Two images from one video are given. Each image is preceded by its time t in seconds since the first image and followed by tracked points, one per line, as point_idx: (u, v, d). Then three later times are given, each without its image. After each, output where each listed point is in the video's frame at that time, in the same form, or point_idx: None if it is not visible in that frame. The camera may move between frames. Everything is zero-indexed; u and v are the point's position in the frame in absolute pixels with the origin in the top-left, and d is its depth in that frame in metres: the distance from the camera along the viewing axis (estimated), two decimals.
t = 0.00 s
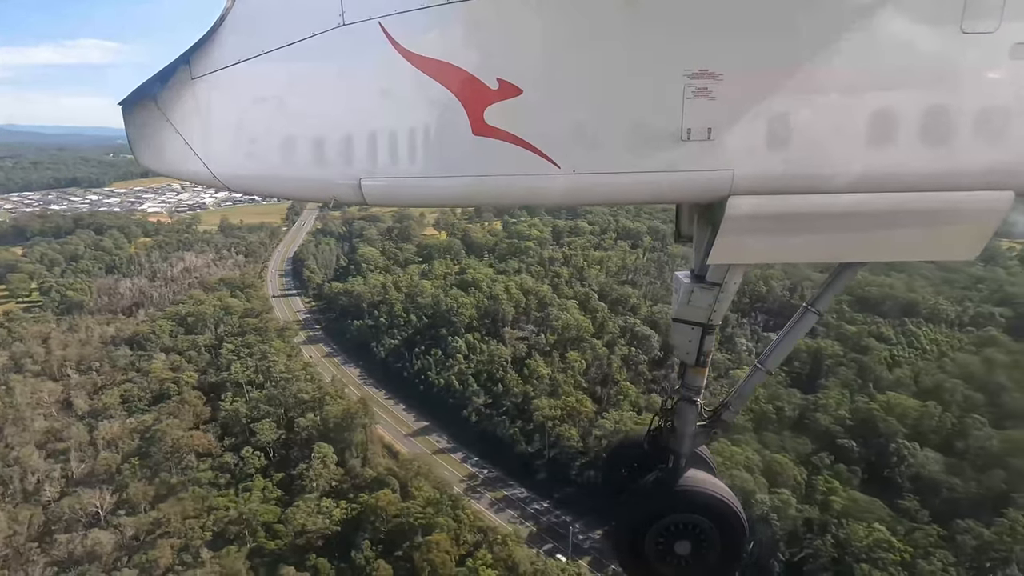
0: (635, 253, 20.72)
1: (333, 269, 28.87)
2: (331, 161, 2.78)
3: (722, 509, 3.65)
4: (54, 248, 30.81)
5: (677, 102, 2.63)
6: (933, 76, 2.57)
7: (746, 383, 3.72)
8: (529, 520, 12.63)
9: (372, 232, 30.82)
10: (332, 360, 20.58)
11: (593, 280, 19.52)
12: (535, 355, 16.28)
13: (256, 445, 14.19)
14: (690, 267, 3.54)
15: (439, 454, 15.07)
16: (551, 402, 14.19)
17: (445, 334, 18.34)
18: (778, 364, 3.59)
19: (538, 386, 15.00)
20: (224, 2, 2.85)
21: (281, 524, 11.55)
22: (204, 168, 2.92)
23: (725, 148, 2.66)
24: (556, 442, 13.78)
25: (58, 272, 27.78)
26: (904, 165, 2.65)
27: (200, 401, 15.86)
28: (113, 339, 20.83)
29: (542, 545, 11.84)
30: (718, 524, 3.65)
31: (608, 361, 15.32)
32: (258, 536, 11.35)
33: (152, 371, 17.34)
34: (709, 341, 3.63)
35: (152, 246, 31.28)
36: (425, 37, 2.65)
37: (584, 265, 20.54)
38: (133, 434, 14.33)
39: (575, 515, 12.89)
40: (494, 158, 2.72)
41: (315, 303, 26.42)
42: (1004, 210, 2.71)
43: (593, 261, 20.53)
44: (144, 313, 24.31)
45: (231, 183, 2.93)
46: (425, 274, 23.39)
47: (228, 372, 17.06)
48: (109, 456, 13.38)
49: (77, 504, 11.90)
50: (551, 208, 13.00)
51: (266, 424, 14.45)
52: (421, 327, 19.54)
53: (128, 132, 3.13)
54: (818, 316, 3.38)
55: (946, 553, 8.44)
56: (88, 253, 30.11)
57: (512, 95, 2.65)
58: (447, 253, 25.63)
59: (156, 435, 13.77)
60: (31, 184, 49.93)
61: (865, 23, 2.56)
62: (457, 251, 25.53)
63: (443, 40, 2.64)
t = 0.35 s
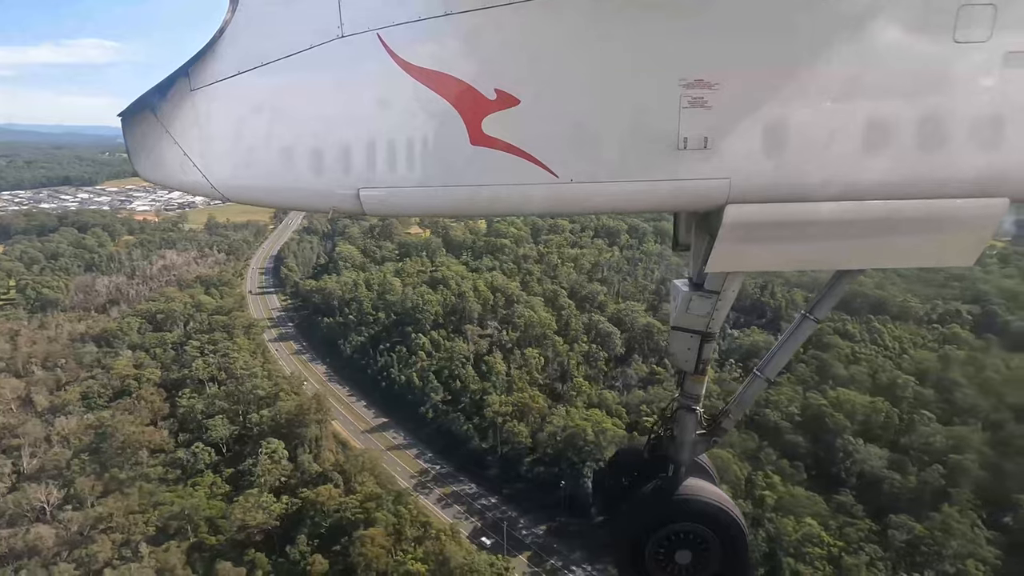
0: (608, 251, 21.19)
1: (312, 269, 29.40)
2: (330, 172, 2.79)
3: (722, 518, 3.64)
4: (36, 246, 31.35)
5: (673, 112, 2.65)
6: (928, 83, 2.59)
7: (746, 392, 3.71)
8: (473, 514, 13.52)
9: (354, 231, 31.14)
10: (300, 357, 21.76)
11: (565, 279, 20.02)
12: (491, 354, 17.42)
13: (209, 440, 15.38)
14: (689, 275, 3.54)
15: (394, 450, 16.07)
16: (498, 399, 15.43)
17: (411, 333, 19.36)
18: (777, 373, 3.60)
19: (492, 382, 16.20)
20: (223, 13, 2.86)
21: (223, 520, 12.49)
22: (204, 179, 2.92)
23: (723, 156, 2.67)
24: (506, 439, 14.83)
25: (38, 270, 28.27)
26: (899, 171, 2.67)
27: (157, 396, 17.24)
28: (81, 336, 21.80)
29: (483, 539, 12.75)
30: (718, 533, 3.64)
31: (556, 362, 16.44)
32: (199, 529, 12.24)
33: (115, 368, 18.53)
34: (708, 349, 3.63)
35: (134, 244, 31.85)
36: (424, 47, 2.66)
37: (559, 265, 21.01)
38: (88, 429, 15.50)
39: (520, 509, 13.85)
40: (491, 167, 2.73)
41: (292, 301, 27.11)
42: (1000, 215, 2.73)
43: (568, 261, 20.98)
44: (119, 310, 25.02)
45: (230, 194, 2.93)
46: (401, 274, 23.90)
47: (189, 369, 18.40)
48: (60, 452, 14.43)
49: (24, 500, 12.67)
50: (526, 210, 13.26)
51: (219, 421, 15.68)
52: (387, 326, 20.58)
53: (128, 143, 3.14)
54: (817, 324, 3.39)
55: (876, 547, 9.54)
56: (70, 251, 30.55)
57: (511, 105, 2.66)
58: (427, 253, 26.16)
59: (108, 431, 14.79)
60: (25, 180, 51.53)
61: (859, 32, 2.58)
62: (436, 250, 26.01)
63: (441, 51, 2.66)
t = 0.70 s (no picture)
0: (584, 254, 21.50)
1: (290, 269, 29.64)
2: (329, 177, 2.79)
3: (721, 523, 3.63)
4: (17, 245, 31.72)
5: (672, 118, 2.65)
6: (925, 90, 2.60)
7: (745, 397, 3.70)
8: (420, 512, 13.51)
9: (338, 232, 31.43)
10: (267, 354, 21.79)
11: (539, 279, 20.27)
12: (449, 352, 17.56)
13: (160, 437, 15.82)
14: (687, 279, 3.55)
15: (349, 447, 16.00)
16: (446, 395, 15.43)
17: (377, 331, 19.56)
18: (776, 377, 3.59)
19: (449, 380, 16.07)
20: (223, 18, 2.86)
21: (165, 517, 12.60)
22: (202, 183, 2.92)
23: (722, 162, 2.68)
24: (458, 436, 14.69)
25: (16, 267, 28.39)
26: (896, 177, 2.68)
27: (115, 393, 17.72)
28: (48, 334, 22.29)
29: (427, 536, 12.76)
30: (717, 539, 3.62)
31: (509, 360, 16.52)
32: (141, 526, 12.36)
33: (77, 366, 19.01)
34: (707, 354, 3.63)
35: (117, 245, 32.41)
36: (424, 52, 2.67)
37: (535, 266, 21.27)
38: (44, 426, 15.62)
39: (468, 507, 13.87)
40: (490, 171, 2.73)
41: (267, 300, 27.39)
42: (997, 221, 2.74)
43: (544, 263, 21.25)
44: (92, 311, 25.54)
45: (229, 198, 2.93)
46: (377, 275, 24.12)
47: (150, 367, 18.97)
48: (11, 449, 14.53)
49: None
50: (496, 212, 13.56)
51: (172, 418, 16.11)
52: (354, 326, 20.87)
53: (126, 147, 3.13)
54: (815, 328, 3.39)
55: (808, 543, 9.83)
56: (49, 250, 30.60)
57: (511, 111, 2.67)
58: (404, 254, 26.43)
59: (59, 427, 15.11)
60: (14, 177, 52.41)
61: (856, 39, 2.59)
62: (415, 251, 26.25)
63: (440, 56, 2.67)
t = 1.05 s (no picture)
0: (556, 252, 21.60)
1: (268, 266, 29.76)
2: (329, 172, 2.78)
3: (718, 522, 3.63)
4: None
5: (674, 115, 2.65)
6: (927, 91, 2.60)
7: (744, 395, 3.71)
8: (365, 510, 14.11)
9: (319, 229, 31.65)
10: (235, 352, 22.29)
11: (508, 276, 20.44)
12: (406, 351, 18.09)
13: (112, 436, 16.38)
14: (687, 278, 3.55)
15: (304, 446, 16.61)
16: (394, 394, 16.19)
17: (341, 330, 20.13)
18: (776, 376, 3.60)
19: (403, 379, 16.78)
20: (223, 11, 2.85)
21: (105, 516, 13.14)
22: (203, 177, 2.92)
23: (723, 161, 2.67)
24: (407, 434, 15.38)
25: None
26: (898, 178, 2.67)
27: (74, 393, 18.40)
28: (16, 334, 22.89)
29: (370, 534, 13.37)
30: (713, 537, 3.63)
31: (467, 358, 17.06)
32: (84, 525, 13.00)
33: (39, 366, 19.70)
34: (707, 352, 3.63)
35: (99, 245, 32.83)
36: (426, 47, 2.66)
37: (508, 264, 21.42)
38: None
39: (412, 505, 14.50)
40: (491, 167, 2.73)
41: (241, 300, 27.20)
42: (999, 222, 2.73)
43: (517, 261, 21.38)
44: (64, 309, 25.81)
45: (230, 193, 2.93)
46: (351, 275, 24.28)
47: (110, 366, 19.59)
48: None
49: None
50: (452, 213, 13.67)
51: (124, 417, 16.68)
52: (320, 326, 21.49)
53: (126, 141, 3.12)
54: (814, 327, 3.39)
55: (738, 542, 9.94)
56: (30, 250, 31.08)
57: (511, 107, 2.66)
58: (378, 252, 26.53)
59: (12, 426, 15.94)
60: None
61: (858, 37, 2.59)
62: (392, 250, 26.42)
63: (441, 51, 2.65)
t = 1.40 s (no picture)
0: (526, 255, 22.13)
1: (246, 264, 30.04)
2: (331, 163, 2.77)
3: (717, 518, 3.64)
4: None
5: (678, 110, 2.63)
6: (931, 89, 2.59)
7: (744, 392, 3.71)
8: (310, 509, 14.26)
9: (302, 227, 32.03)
10: (202, 352, 22.43)
11: (478, 277, 20.89)
12: (364, 352, 18.39)
13: (64, 434, 16.54)
14: (689, 274, 3.54)
15: (259, 445, 16.80)
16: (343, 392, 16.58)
17: (304, 330, 20.38)
18: (775, 373, 3.59)
19: (359, 377, 17.06)
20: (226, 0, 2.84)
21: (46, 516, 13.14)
22: (205, 167, 2.91)
23: (725, 157, 2.66)
24: (355, 433, 15.63)
25: None
26: (904, 176, 2.66)
27: (33, 393, 18.64)
28: None
29: (312, 533, 13.52)
30: (712, 532, 3.64)
31: (425, 355, 17.42)
32: (26, 524, 12.97)
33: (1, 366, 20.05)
34: (707, 349, 3.63)
35: (80, 245, 33.02)
36: (430, 39, 2.65)
37: (480, 266, 21.83)
38: None
39: (359, 504, 14.67)
40: (494, 161, 2.72)
41: (216, 298, 27.70)
42: (1002, 222, 2.73)
43: (489, 265, 21.64)
44: (36, 309, 25.80)
45: (232, 183, 2.92)
46: (322, 275, 24.58)
47: (71, 366, 19.75)
48: None
49: None
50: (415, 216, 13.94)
51: (77, 418, 16.89)
52: (288, 326, 21.81)
53: (126, 130, 3.11)
54: (815, 325, 3.39)
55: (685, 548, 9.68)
56: (10, 250, 31.62)
57: (514, 100, 2.65)
58: (351, 252, 26.85)
59: None
60: None
61: (864, 35, 2.58)
62: (370, 248, 26.78)
63: (444, 43, 2.64)
